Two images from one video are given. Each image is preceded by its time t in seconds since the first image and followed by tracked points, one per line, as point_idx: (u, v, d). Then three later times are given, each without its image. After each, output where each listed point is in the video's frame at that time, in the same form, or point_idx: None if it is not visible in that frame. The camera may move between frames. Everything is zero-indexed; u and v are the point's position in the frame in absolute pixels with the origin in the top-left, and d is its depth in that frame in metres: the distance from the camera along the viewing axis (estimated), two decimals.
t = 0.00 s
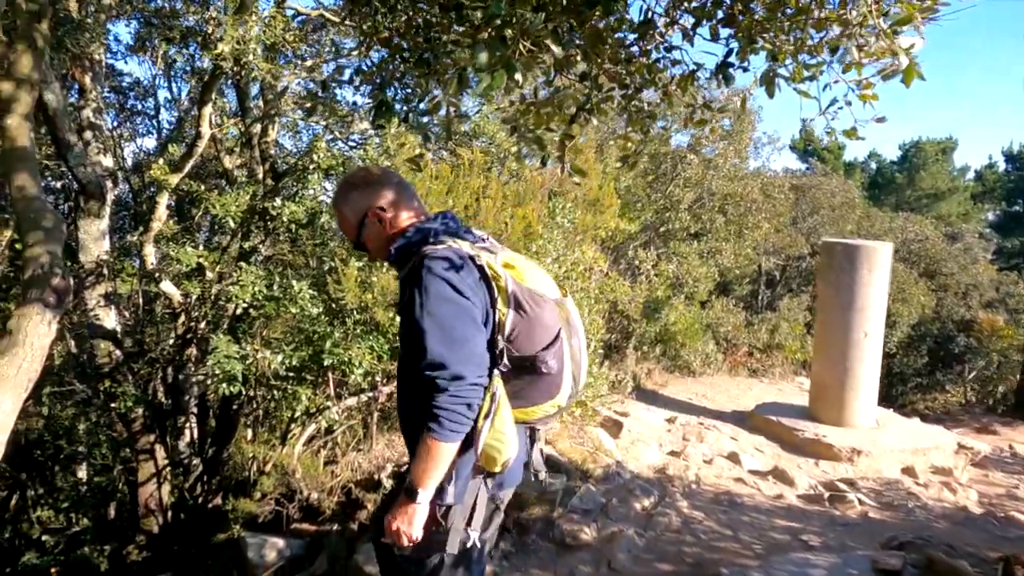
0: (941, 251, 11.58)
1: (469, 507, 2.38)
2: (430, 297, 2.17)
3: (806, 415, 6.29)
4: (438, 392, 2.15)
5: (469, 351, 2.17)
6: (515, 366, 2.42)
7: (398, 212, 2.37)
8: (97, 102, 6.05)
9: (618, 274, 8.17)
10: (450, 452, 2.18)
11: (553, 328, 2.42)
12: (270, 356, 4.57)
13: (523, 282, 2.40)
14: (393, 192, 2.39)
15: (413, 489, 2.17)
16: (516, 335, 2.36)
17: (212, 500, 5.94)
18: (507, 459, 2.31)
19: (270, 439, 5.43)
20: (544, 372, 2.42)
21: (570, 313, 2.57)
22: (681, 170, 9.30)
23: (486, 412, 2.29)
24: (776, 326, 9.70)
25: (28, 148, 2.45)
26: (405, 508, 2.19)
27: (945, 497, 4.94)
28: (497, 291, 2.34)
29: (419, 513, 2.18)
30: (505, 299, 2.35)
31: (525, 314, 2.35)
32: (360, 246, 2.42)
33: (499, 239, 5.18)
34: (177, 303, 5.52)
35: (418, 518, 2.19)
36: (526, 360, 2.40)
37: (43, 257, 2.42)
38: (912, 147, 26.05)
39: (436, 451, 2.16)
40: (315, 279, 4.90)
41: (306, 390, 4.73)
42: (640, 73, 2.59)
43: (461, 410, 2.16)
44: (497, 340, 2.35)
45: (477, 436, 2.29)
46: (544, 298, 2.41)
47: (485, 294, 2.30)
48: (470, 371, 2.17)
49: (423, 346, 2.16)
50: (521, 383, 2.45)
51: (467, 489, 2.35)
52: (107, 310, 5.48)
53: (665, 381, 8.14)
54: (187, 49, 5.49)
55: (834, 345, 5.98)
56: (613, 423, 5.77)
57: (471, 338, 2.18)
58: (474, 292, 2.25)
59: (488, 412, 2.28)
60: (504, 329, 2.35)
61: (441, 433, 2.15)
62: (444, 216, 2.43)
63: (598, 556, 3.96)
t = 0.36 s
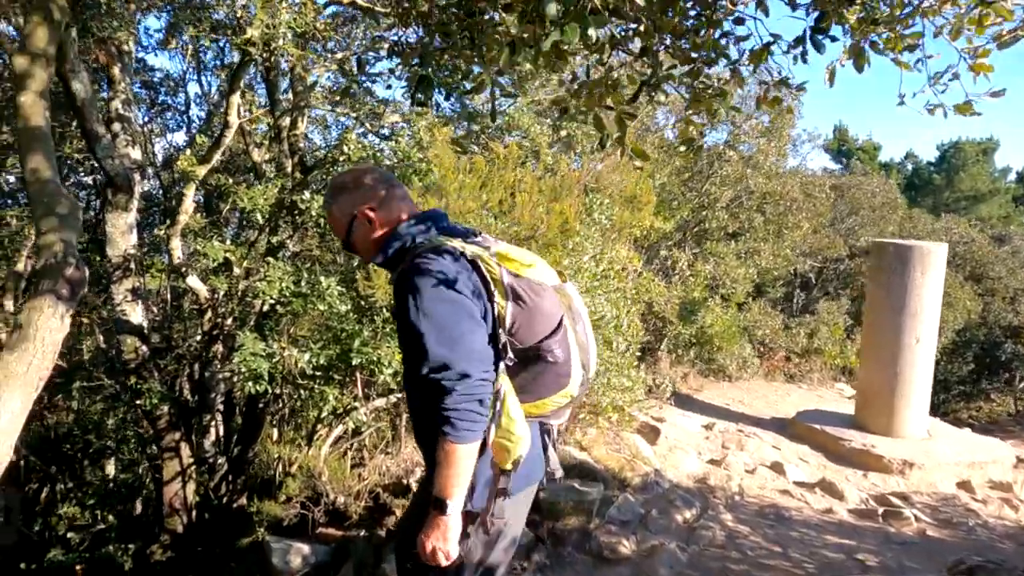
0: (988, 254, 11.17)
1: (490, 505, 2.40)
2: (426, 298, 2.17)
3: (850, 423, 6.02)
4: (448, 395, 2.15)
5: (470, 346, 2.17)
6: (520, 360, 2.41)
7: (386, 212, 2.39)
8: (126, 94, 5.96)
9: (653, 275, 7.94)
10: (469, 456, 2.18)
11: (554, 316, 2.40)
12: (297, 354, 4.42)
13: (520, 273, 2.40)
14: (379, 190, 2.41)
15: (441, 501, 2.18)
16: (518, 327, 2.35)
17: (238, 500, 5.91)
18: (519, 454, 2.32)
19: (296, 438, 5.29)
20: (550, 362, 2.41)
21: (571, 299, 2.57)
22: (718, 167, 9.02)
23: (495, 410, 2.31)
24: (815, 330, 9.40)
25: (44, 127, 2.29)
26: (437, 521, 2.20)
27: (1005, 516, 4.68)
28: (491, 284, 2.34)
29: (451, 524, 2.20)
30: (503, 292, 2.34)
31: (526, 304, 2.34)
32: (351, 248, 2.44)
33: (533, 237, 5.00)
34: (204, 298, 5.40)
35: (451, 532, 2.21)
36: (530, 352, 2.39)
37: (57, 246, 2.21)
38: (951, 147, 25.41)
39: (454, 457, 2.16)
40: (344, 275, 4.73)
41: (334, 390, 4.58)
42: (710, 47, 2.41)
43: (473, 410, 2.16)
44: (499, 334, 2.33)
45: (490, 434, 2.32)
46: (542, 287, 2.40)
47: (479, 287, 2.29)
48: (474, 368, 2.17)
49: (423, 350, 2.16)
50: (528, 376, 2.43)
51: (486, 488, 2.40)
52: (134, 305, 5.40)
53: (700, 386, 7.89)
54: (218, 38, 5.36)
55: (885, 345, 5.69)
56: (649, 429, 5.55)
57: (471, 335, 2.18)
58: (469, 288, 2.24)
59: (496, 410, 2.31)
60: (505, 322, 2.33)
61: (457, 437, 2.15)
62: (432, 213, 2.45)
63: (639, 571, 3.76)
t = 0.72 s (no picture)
0: None
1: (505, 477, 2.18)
2: (412, 265, 1.99)
3: (904, 431, 5.67)
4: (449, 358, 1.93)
5: (466, 303, 1.97)
6: (516, 319, 2.22)
7: (359, 203, 2.23)
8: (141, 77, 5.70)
9: (691, 271, 7.58)
10: (479, 419, 1.96)
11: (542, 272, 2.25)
12: (316, 352, 4.13)
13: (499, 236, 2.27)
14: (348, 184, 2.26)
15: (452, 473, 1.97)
16: (507, 286, 2.20)
17: (255, 503, 5.58)
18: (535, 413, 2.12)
19: (316, 440, 5.01)
20: (548, 315, 2.23)
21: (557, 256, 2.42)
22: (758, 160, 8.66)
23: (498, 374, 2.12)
24: (859, 331, 8.98)
25: (16, 81, 2.01)
26: (448, 495, 1.98)
27: None
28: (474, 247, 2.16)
29: (464, 496, 1.98)
30: (485, 252, 2.19)
31: (508, 259, 2.21)
32: (332, 249, 2.28)
33: (566, 230, 4.67)
34: (220, 292, 5.12)
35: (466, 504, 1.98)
36: (526, 308, 2.22)
37: (29, 220, 1.99)
38: (991, 143, 24.67)
39: (463, 425, 1.94)
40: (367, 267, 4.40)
41: (354, 389, 4.26)
42: None
43: (480, 369, 1.94)
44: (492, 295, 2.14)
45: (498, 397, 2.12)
46: (523, 243, 2.28)
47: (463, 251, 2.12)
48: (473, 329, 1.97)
49: (416, 317, 1.96)
50: (527, 334, 2.23)
51: (501, 459, 2.20)
52: (148, 300, 5.12)
53: (739, 389, 7.51)
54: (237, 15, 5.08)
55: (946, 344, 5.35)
56: (691, 435, 5.19)
57: (464, 293, 1.99)
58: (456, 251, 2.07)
59: (501, 374, 2.11)
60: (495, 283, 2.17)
61: (464, 399, 1.93)
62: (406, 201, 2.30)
63: None
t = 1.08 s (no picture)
0: None
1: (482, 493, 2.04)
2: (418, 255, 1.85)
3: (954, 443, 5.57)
4: (440, 360, 1.78)
5: (468, 305, 1.82)
6: (518, 332, 2.05)
7: (379, 178, 2.05)
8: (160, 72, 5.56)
9: (725, 274, 7.35)
10: (469, 426, 1.79)
11: (552, 287, 2.09)
12: (337, 355, 3.96)
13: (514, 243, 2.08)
14: (370, 155, 2.09)
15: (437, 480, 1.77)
16: (513, 297, 2.02)
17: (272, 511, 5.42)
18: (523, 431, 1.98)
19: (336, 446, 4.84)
20: (546, 337, 2.06)
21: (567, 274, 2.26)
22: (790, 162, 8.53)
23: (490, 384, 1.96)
24: (897, 337, 8.71)
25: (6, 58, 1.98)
26: (435, 506, 1.78)
27: None
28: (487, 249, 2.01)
29: (454, 507, 1.78)
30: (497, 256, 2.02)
31: (523, 271, 2.02)
32: (339, 219, 2.09)
33: (598, 231, 4.53)
34: (239, 292, 4.97)
35: (455, 515, 1.78)
36: (525, 325, 2.04)
37: (17, 210, 1.94)
38: None
39: (451, 431, 1.77)
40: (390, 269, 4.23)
41: (376, 395, 4.07)
42: None
43: (472, 375, 1.78)
44: (494, 305, 1.97)
45: (488, 408, 1.97)
46: (539, 257, 2.09)
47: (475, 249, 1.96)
48: (473, 332, 1.81)
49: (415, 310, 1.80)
50: (524, 351, 2.06)
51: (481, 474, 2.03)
52: (167, 299, 4.97)
53: (773, 397, 7.26)
54: None
55: (996, 348, 5.67)
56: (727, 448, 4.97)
57: (468, 293, 1.83)
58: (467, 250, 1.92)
59: (493, 382, 1.95)
60: (502, 292, 1.99)
61: (453, 404, 1.76)
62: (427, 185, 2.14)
63: None
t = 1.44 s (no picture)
0: None
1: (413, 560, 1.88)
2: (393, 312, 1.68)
3: None
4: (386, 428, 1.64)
5: (427, 386, 1.64)
6: (484, 410, 1.81)
7: (389, 219, 1.88)
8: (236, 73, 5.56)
9: (807, 286, 6.98)
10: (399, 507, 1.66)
11: (531, 373, 1.82)
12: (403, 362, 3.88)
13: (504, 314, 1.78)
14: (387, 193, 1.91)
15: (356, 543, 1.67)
16: (483, 378, 1.76)
17: (336, 513, 5.36)
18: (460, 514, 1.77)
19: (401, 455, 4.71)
20: (509, 430, 1.83)
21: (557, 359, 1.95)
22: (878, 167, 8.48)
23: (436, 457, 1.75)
24: (990, 357, 8.18)
25: (78, 48, 1.81)
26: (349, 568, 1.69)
27: None
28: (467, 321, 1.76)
29: None
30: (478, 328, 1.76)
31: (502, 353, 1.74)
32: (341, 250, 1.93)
33: (675, 239, 4.35)
34: (307, 294, 4.90)
35: None
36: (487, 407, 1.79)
37: (84, 208, 1.70)
38: None
39: (381, 503, 1.65)
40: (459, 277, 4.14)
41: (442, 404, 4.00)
42: None
43: (412, 457, 1.64)
44: (461, 382, 1.74)
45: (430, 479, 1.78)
46: (525, 337, 1.80)
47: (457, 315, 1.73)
48: (426, 414, 1.64)
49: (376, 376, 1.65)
50: (488, 430, 1.84)
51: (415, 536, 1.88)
52: (236, 300, 4.85)
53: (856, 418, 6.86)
54: None
55: None
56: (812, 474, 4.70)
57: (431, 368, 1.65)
58: (445, 322, 1.71)
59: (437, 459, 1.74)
60: (473, 369, 1.74)
61: (386, 481, 1.64)
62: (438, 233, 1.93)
63: None
